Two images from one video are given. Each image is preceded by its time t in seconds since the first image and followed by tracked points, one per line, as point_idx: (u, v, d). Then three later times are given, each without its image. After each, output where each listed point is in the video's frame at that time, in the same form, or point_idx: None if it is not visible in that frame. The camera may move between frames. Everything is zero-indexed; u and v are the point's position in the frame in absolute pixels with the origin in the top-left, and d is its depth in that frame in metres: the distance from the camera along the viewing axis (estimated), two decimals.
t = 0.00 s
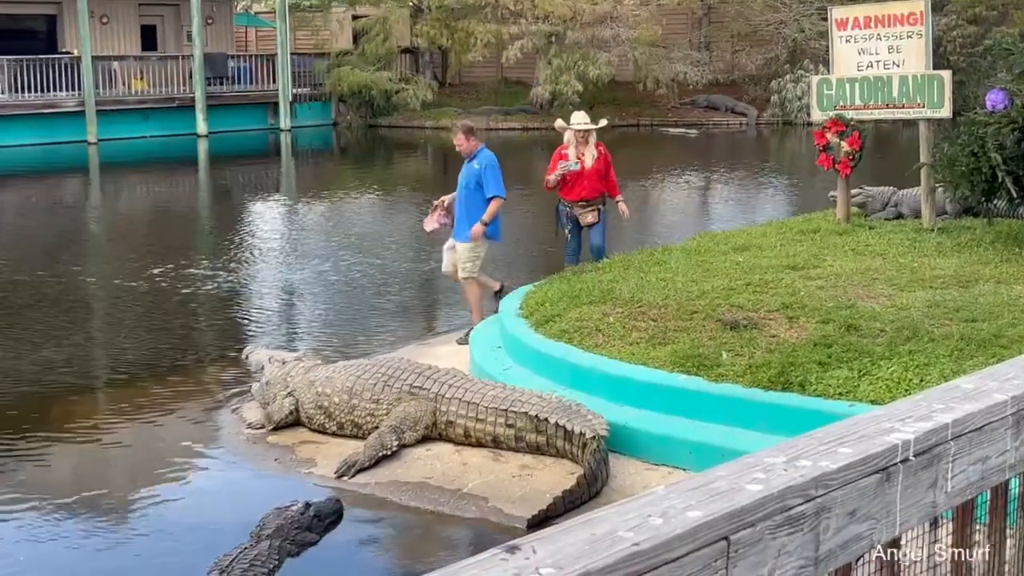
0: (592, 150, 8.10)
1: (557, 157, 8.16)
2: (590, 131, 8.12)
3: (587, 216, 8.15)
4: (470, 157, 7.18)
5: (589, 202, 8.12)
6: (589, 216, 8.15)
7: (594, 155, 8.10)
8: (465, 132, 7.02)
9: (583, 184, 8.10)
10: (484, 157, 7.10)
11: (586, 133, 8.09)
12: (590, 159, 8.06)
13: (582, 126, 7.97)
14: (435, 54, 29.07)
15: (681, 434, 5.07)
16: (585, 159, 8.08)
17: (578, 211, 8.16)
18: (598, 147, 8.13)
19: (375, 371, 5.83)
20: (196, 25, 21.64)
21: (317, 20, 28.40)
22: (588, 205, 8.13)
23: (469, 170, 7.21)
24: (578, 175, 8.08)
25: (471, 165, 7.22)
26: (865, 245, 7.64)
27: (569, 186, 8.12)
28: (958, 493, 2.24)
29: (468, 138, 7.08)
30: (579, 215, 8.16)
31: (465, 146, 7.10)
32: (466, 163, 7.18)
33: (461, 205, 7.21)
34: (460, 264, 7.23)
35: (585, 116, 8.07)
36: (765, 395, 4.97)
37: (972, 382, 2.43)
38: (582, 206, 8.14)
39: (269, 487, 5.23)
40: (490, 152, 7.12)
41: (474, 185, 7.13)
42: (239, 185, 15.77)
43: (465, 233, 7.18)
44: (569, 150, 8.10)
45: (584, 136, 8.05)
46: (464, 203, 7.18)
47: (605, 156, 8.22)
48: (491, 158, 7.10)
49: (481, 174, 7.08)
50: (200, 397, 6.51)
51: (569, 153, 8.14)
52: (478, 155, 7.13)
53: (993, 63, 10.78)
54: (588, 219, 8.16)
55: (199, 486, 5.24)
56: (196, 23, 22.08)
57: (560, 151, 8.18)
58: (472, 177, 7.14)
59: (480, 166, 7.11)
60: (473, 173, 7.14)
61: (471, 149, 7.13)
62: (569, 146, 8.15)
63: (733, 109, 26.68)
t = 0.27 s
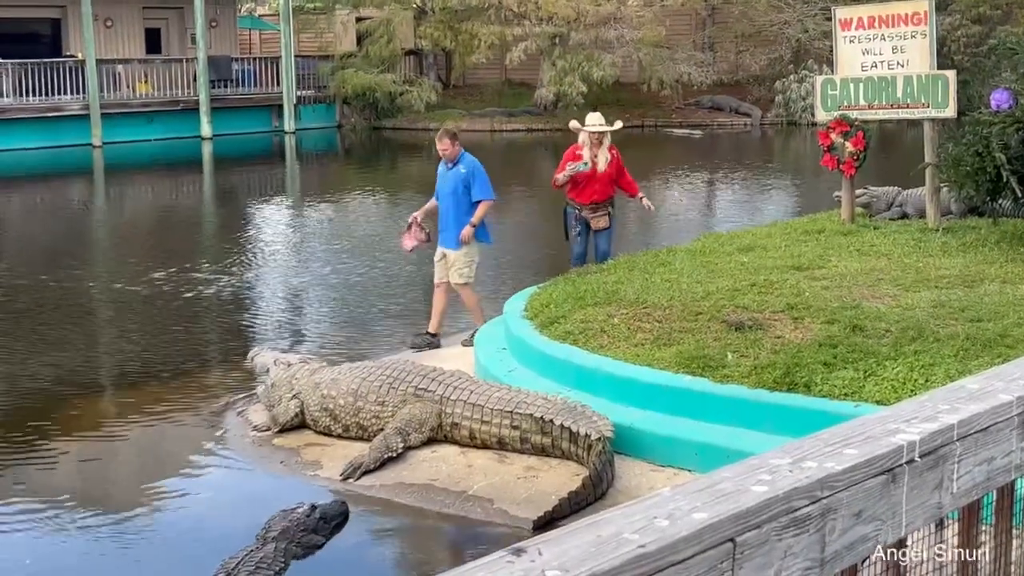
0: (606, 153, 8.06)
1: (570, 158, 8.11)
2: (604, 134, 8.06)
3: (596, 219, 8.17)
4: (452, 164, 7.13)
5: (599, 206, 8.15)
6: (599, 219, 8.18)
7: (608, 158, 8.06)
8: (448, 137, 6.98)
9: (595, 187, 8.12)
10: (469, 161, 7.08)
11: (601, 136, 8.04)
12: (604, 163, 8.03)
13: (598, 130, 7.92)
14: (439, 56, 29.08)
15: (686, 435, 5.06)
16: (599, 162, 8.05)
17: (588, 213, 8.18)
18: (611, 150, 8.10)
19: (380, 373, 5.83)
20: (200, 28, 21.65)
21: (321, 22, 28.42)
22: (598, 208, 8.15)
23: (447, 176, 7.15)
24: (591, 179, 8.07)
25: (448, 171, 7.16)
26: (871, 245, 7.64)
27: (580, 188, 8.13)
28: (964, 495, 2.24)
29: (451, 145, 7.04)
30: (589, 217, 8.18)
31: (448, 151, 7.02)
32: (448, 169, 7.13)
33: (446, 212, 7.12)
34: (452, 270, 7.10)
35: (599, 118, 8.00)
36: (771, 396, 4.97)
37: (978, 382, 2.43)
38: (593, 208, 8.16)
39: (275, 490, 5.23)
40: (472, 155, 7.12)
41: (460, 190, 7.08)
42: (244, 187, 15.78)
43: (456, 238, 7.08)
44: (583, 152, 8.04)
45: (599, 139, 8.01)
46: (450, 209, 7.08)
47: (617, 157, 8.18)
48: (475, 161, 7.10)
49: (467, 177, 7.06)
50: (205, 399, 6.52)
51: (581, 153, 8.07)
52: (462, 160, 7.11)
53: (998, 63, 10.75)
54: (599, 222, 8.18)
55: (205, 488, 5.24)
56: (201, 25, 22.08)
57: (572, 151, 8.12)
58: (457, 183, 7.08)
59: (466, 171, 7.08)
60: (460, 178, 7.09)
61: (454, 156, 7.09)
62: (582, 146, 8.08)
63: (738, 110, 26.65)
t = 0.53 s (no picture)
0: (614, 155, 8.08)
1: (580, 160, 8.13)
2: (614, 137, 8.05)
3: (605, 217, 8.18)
4: (434, 169, 6.97)
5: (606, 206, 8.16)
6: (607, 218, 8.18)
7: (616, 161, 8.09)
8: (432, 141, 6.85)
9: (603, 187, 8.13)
10: (455, 164, 6.98)
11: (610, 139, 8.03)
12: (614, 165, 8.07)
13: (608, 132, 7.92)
14: (441, 60, 29.10)
15: (690, 437, 5.06)
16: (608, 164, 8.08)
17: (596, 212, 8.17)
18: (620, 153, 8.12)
19: (383, 377, 5.84)
20: (202, 32, 21.68)
21: (323, 26, 28.43)
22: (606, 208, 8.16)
23: (428, 180, 6.99)
24: (599, 182, 8.10)
25: (428, 175, 7.01)
26: (874, 247, 7.64)
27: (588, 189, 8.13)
28: (969, 496, 2.24)
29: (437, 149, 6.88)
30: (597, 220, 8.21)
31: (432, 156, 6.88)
32: (432, 174, 6.96)
33: (434, 217, 6.94)
34: (445, 273, 6.98)
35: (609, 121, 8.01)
36: (775, 398, 4.97)
37: (982, 383, 2.42)
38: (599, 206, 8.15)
39: (279, 494, 5.23)
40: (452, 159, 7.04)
41: (449, 194, 6.95)
42: (247, 192, 15.80)
43: (449, 241, 6.96)
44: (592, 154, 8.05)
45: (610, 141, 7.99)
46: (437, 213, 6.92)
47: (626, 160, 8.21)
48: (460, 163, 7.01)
49: (453, 179, 6.95)
50: (209, 404, 6.53)
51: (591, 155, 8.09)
52: (446, 164, 6.98)
53: (999, 64, 10.75)
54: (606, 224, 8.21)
55: (209, 493, 5.24)
56: (203, 30, 22.11)
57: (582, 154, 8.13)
58: (445, 187, 6.94)
59: (452, 174, 6.97)
60: (448, 182, 6.96)
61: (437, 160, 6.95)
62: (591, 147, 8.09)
63: (740, 112, 26.65)
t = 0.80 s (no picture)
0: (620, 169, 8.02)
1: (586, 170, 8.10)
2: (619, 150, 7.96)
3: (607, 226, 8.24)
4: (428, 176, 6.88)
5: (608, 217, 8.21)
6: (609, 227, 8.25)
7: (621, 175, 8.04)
8: (429, 149, 6.77)
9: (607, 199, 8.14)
10: (449, 170, 6.94)
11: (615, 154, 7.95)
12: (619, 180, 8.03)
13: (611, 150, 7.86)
14: (442, 66, 29.11)
15: (692, 442, 5.06)
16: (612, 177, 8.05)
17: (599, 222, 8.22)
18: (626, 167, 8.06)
19: (385, 383, 5.83)
20: (203, 39, 21.69)
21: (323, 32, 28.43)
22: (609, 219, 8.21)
23: (422, 187, 6.89)
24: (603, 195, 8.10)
25: (421, 182, 6.90)
26: (875, 250, 7.64)
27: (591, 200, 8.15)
28: (972, 499, 2.23)
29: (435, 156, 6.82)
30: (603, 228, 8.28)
31: (429, 163, 6.80)
32: (427, 182, 6.87)
33: (433, 224, 6.87)
34: (447, 279, 6.97)
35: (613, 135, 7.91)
36: (777, 401, 4.97)
37: (985, 386, 2.42)
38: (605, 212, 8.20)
39: (282, 500, 5.23)
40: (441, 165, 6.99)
41: (446, 201, 6.91)
42: (248, 198, 15.80)
43: (449, 247, 6.94)
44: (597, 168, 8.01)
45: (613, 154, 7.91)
46: (438, 220, 6.87)
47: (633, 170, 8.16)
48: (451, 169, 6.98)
49: (449, 184, 6.91)
50: (212, 411, 6.52)
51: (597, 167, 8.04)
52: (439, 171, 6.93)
53: (1000, 67, 10.74)
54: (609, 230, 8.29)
55: (212, 500, 5.24)
56: (204, 37, 22.11)
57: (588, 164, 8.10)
58: (442, 194, 6.89)
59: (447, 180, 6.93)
60: (445, 189, 6.91)
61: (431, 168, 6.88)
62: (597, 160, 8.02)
63: (740, 116, 26.63)
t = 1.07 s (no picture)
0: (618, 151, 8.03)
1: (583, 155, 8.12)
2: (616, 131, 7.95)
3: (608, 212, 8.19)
4: (430, 185, 6.90)
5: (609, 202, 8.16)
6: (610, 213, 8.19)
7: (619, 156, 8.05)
8: (435, 157, 6.79)
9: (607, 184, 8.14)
10: (452, 181, 6.96)
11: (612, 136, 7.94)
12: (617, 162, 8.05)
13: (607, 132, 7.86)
14: (442, 73, 29.18)
15: (694, 448, 5.05)
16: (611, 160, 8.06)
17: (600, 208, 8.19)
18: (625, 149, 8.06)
19: (387, 391, 5.84)
20: (203, 48, 21.72)
21: (322, 41, 28.49)
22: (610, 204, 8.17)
23: (424, 195, 6.89)
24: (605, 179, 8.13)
25: (423, 190, 6.90)
26: (876, 254, 7.64)
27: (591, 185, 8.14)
28: (974, 503, 2.23)
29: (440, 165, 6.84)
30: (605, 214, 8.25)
31: (433, 171, 6.82)
32: (429, 191, 6.88)
33: (432, 233, 6.87)
34: (442, 289, 6.96)
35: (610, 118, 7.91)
36: (778, 407, 4.97)
37: (986, 391, 2.42)
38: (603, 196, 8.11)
39: (285, 509, 5.22)
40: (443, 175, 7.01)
41: (447, 212, 6.91)
42: (249, 207, 15.82)
43: (446, 258, 6.94)
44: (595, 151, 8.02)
45: (611, 136, 7.89)
46: (437, 229, 6.87)
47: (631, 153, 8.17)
48: (452, 181, 7.01)
49: (450, 195, 6.92)
50: (213, 419, 6.52)
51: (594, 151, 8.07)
52: (442, 182, 6.94)
53: (999, 71, 10.77)
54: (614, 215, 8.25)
55: (214, 509, 5.24)
56: (203, 45, 22.12)
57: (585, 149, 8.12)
58: (443, 204, 6.89)
59: (449, 191, 6.94)
60: (447, 199, 6.92)
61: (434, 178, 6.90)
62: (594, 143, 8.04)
63: (740, 121, 26.67)
